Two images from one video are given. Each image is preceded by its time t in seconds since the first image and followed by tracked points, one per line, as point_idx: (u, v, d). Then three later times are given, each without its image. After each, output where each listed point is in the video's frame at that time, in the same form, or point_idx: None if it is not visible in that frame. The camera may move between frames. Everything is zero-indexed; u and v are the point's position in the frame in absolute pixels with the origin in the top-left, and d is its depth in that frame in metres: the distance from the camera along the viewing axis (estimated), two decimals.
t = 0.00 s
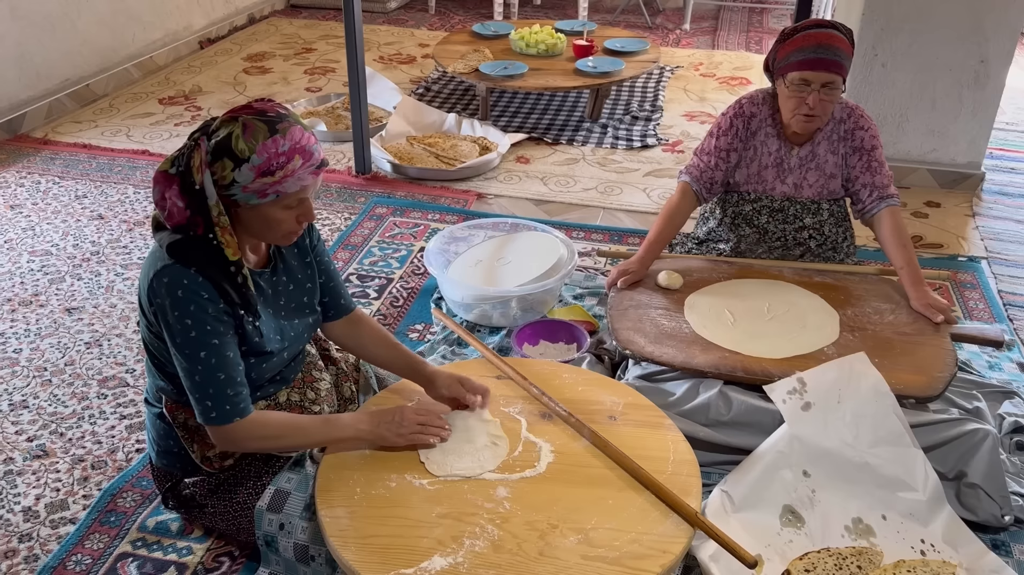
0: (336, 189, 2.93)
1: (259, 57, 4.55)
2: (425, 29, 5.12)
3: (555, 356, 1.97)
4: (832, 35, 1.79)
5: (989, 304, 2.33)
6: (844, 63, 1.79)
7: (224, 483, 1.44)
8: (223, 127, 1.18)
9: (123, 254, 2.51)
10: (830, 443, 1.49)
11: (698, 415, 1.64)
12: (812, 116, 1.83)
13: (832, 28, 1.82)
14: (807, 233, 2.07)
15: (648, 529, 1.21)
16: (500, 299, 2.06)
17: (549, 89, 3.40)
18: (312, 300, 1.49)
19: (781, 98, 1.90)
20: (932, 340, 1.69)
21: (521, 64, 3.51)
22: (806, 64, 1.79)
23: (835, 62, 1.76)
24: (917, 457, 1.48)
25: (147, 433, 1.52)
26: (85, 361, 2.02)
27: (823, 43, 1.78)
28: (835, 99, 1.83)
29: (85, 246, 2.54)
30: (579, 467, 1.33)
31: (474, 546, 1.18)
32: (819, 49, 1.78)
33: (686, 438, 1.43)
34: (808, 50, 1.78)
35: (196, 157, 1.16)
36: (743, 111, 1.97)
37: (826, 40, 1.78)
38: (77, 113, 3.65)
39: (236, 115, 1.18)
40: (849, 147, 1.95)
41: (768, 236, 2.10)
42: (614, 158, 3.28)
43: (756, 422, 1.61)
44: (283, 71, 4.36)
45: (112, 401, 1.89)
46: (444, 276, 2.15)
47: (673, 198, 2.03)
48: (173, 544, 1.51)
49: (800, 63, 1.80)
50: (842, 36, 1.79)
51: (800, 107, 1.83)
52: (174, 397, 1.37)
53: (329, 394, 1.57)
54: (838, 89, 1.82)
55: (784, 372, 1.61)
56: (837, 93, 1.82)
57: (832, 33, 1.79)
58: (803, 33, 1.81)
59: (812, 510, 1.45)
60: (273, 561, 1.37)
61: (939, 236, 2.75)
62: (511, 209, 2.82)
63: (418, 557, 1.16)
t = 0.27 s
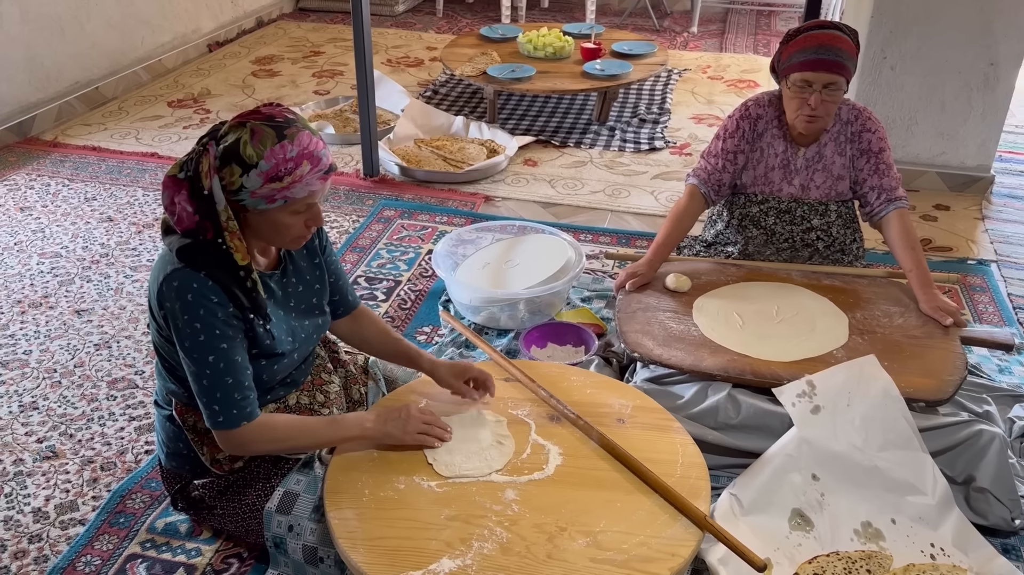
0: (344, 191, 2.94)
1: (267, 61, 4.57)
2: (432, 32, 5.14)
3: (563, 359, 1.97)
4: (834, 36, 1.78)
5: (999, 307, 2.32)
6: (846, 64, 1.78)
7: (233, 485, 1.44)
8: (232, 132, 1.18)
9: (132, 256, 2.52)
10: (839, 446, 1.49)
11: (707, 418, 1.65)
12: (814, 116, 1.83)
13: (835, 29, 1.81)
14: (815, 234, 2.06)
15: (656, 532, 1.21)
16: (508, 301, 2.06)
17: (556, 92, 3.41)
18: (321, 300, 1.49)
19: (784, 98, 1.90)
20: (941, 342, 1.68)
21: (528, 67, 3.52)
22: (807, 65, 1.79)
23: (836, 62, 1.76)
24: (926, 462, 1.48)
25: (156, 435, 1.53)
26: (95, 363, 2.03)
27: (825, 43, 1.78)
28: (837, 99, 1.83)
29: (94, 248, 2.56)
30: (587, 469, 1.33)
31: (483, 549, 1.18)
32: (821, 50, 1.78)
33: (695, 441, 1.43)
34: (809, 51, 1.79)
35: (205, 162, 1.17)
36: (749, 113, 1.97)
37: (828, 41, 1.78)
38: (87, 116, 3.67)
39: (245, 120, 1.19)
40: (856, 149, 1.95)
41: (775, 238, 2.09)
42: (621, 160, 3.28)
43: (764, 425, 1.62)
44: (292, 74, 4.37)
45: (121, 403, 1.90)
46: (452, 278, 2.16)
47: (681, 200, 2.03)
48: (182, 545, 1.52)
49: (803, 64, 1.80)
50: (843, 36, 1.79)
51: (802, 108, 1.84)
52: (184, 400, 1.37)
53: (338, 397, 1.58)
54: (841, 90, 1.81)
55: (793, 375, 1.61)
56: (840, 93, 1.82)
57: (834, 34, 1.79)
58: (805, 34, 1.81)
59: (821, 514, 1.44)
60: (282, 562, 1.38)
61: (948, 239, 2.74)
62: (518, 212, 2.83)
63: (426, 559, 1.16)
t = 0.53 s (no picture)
0: (349, 194, 2.94)
1: (272, 63, 4.58)
2: (436, 34, 5.14)
3: (568, 362, 1.97)
4: (832, 37, 1.78)
5: (1005, 310, 2.31)
6: (838, 65, 1.77)
7: (238, 488, 1.45)
8: (242, 135, 1.19)
9: (137, 259, 2.52)
10: (846, 449, 1.48)
11: (713, 420, 1.65)
12: (806, 116, 1.83)
13: (836, 30, 1.81)
14: (821, 236, 2.05)
15: (663, 535, 1.20)
16: (512, 304, 2.06)
17: (561, 94, 3.41)
18: (327, 304, 1.49)
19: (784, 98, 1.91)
20: (948, 345, 1.68)
21: (533, 69, 3.52)
22: (802, 65, 1.79)
23: (828, 63, 1.76)
24: (934, 465, 1.47)
25: (162, 437, 1.53)
26: (100, 366, 2.03)
27: (819, 43, 1.78)
28: (833, 101, 1.82)
29: (100, 251, 2.56)
30: (593, 472, 1.32)
31: (489, 552, 1.17)
32: (816, 50, 1.78)
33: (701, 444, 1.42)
34: (803, 50, 1.80)
35: (215, 165, 1.17)
36: (753, 115, 1.97)
37: (825, 41, 1.78)
38: (91, 119, 3.68)
39: (255, 123, 1.19)
40: (862, 151, 1.94)
41: (781, 239, 2.09)
42: (626, 163, 3.28)
43: (770, 428, 1.61)
44: (296, 77, 4.38)
45: (126, 406, 1.90)
46: (457, 281, 2.16)
47: (687, 202, 2.03)
48: (188, 548, 1.52)
49: (797, 63, 1.81)
50: (842, 38, 1.78)
51: (795, 106, 1.84)
52: (191, 403, 1.37)
53: (344, 400, 1.58)
54: (836, 91, 1.80)
55: (799, 377, 1.60)
56: (834, 95, 1.81)
57: (833, 35, 1.79)
58: (805, 34, 1.82)
59: (829, 517, 1.43)
60: (288, 565, 1.38)
61: (954, 241, 2.73)
62: (523, 214, 2.83)
63: (433, 563, 1.16)
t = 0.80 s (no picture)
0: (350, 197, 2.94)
1: (272, 67, 4.59)
2: (436, 37, 5.15)
3: (570, 365, 1.97)
4: (832, 38, 1.79)
5: (1006, 312, 2.31)
6: (840, 66, 1.77)
7: (240, 493, 1.45)
8: (253, 142, 1.19)
9: (138, 262, 2.52)
10: (848, 452, 1.49)
11: (716, 423, 1.64)
12: (809, 117, 1.83)
13: (836, 32, 1.81)
14: (822, 238, 2.05)
15: (666, 539, 1.20)
16: (513, 306, 2.06)
17: (561, 97, 3.41)
18: (335, 310, 1.48)
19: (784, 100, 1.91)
20: (950, 347, 1.68)
21: (533, 72, 3.52)
22: (803, 66, 1.80)
23: (830, 62, 1.76)
24: (935, 468, 1.47)
25: (165, 441, 1.53)
26: (102, 370, 2.03)
27: (820, 44, 1.78)
28: (835, 101, 1.82)
29: (101, 255, 2.56)
30: (596, 476, 1.32)
31: (492, 556, 1.17)
32: (817, 51, 1.78)
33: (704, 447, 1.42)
34: (804, 52, 1.80)
35: (227, 173, 1.17)
36: (754, 118, 1.97)
37: (825, 42, 1.78)
38: (92, 123, 3.69)
39: (266, 130, 1.19)
40: (862, 153, 1.94)
41: (782, 242, 2.09)
42: (627, 165, 3.28)
43: (773, 431, 1.61)
44: (296, 80, 4.38)
45: (128, 410, 1.90)
46: (457, 283, 2.16)
47: (687, 205, 2.03)
48: (190, 553, 1.52)
49: (798, 64, 1.81)
50: (843, 38, 1.79)
51: (797, 107, 1.84)
52: (196, 407, 1.37)
53: (348, 405, 1.57)
54: (838, 92, 1.80)
55: (801, 380, 1.60)
56: (836, 95, 1.81)
57: (833, 36, 1.79)
58: (805, 35, 1.82)
59: (831, 520, 1.43)
60: (291, 570, 1.37)
61: (955, 243, 2.73)
62: (524, 217, 2.83)
63: (436, 567, 1.16)
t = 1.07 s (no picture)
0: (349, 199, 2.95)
1: (271, 69, 4.59)
2: (435, 40, 5.15)
3: (570, 366, 1.97)
4: (829, 37, 1.80)
5: (1005, 312, 2.31)
6: (838, 65, 1.78)
7: (241, 496, 1.44)
8: (279, 156, 1.17)
9: (138, 266, 2.53)
10: (847, 453, 1.49)
11: (715, 424, 1.65)
12: (807, 116, 1.83)
13: (832, 32, 1.82)
14: (820, 238, 2.06)
15: (667, 539, 1.20)
16: (512, 308, 2.06)
17: (560, 99, 3.42)
18: (349, 330, 1.46)
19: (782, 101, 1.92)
20: (948, 347, 1.68)
21: (532, 74, 3.53)
22: (801, 66, 1.80)
23: (828, 62, 1.77)
24: (934, 468, 1.47)
25: (167, 442, 1.53)
26: (102, 373, 2.03)
27: (817, 44, 1.79)
28: (833, 101, 1.82)
29: (100, 258, 2.57)
30: (596, 477, 1.33)
31: (493, 558, 1.17)
32: (814, 50, 1.79)
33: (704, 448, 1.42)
34: (801, 52, 1.81)
35: (251, 186, 1.16)
36: (751, 119, 1.97)
37: (823, 42, 1.79)
38: (91, 126, 3.69)
39: (291, 144, 1.17)
40: (860, 154, 1.95)
41: (780, 242, 2.09)
42: (625, 167, 3.29)
43: (772, 432, 1.61)
44: (295, 82, 4.39)
45: (128, 413, 1.90)
46: (457, 285, 2.16)
47: (686, 207, 2.03)
48: (191, 556, 1.52)
49: (796, 64, 1.81)
50: (840, 38, 1.80)
51: (795, 107, 1.84)
52: (202, 410, 1.37)
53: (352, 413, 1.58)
54: (836, 91, 1.81)
55: (801, 381, 1.61)
56: (834, 94, 1.81)
57: (830, 36, 1.80)
58: (802, 36, 1.83)
59: (831, 521, 1.43)
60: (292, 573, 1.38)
61: (953, 244, 2.74)
62: (523, 219, 2.83)
63: (437, 569, 1.16)
